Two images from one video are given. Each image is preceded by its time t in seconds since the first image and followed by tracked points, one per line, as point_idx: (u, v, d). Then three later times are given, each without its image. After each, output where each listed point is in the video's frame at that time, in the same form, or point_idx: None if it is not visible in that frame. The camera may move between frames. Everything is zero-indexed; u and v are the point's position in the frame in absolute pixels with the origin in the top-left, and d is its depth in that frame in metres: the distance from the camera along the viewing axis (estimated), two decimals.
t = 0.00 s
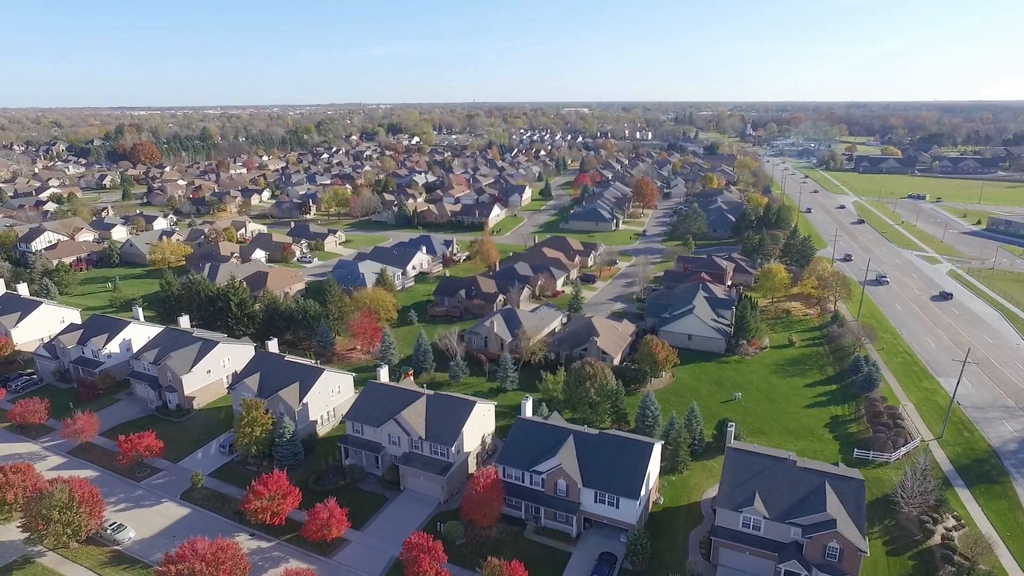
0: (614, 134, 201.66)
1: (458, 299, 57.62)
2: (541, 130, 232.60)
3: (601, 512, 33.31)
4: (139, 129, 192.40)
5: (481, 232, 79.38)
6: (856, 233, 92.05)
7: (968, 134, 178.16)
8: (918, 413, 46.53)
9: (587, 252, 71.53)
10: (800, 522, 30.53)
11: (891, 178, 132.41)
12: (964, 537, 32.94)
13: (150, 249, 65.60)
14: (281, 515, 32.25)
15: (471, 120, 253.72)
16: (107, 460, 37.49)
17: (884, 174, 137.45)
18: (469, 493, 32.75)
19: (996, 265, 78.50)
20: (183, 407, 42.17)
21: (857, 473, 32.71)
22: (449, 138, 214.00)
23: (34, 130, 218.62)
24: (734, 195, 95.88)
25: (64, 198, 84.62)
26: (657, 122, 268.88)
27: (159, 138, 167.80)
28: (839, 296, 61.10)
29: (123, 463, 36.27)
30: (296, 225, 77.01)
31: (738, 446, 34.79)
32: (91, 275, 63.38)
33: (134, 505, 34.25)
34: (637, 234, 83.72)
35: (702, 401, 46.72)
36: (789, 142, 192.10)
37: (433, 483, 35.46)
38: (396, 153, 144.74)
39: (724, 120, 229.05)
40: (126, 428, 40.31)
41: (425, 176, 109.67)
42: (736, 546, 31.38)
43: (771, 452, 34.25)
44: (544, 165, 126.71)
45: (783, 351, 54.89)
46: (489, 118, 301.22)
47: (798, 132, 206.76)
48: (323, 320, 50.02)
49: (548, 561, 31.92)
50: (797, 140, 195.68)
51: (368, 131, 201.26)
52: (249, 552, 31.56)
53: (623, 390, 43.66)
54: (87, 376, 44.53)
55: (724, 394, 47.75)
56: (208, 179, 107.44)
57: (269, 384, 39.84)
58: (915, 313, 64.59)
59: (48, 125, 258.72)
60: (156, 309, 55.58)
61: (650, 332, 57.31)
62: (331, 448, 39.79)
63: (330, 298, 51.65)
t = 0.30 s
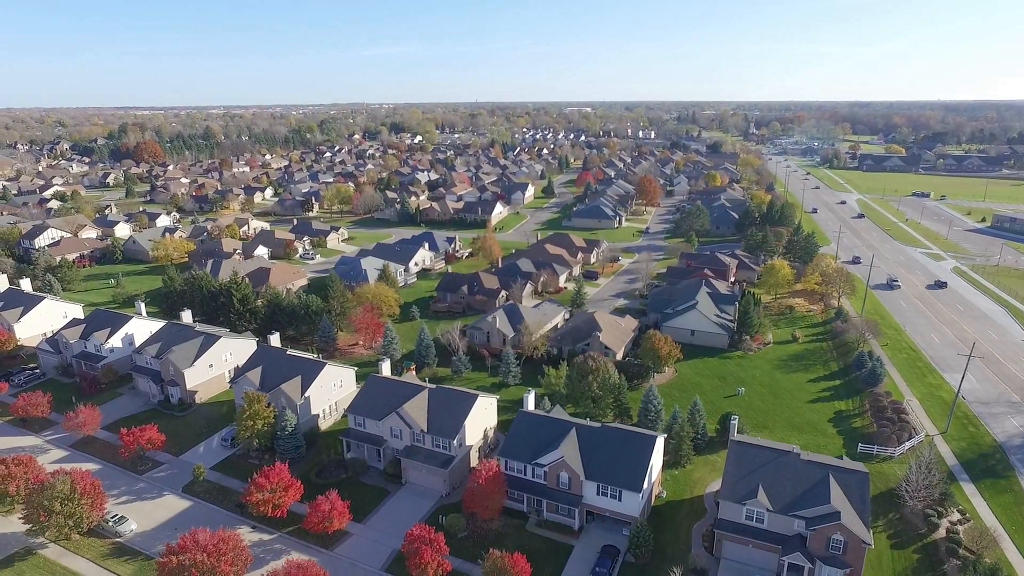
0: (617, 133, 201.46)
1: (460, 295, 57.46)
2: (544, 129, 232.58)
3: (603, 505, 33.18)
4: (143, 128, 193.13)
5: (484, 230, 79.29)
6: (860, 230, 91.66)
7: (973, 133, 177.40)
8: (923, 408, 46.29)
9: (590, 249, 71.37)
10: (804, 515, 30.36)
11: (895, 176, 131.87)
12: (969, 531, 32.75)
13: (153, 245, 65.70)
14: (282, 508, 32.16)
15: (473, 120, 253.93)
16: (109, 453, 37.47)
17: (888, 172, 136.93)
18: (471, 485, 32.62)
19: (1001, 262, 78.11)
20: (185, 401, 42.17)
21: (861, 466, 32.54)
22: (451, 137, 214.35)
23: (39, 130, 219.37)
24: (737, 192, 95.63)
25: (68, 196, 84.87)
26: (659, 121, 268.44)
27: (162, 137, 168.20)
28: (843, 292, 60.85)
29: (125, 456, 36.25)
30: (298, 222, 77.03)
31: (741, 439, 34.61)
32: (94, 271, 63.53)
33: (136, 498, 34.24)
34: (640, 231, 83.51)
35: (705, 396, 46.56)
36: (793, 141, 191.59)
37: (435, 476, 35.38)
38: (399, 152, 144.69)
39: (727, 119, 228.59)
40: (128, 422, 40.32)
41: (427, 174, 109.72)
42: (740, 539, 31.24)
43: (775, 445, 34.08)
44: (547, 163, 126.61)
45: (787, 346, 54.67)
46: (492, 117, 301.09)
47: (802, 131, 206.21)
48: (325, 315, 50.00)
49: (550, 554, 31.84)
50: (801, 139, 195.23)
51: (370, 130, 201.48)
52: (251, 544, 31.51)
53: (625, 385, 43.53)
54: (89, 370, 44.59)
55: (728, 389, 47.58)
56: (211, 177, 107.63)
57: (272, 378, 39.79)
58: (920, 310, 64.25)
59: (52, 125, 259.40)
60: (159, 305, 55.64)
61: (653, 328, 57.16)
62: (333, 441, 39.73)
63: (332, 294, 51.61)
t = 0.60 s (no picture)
0: (619, 132, 201.31)
1: (462, 292, 57.27)
2: (546, 128, 232.71)
3: (606, 498, 33.06)
4: (146, 126, 193.75)
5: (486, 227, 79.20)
6: (864, 228, 91.34)
7: (977, 132, 176.74)
8: (927, 403, 46.06)
9: (592, 246, 71.21)
10: (807, 507, 30.21)
11: (898, 174, 131.48)
12: (974, 524, 32.57)
13: (155, 242, 65.80)
14: (284, 500, 32.09)
15: (475, 119, 254.14)
16: (111, 447, 37.46)
17: (891, 171, 136.51)
18: (473, 478, 32.49)
19: (1006, 259, 77.73)
20: (187, 395, 42.15)
21: (866, 459, 32.35)
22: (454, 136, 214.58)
23: (44, 129, 220.18)
24: (740, 190, 95.37)
25: (71, 194, 85.06)
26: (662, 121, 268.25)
27: (165, 136, 168.59)
28: (846, 288, 60.60)
29: (127, 449, 36.23)
30: (301, 219, 77.08)
31: (744, 432, 34.44)
32: (97, 268, 63.65)
33: (137, 490, 34.22)
34: (643, 229, 83.30)
35: (708, 391, 46.41)
36: (796, 140, 191.19)
37: (437, 469, 35.27)
38: (401, 151, 144.73)
39: (730, 119, 228.25)
40: (130, 416, 40.32)
41: (430, 172, 109.82)
42: (743, 532, 31.11)
43: (778, 438, 33.92)
44: (550, 161, 126.56)
45: (790, 342, 54.46)
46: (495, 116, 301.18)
47: (805, 129, 205.72)
48: (327, 310, 50.00)
49: (552, 548, 31.74)
50: (804, 138, 194.75)
51: (373, 129, 201.72)
52: (252, 537, 31.44)
53: (628, 379, 43.38)
54: (92, 365, 44.63)
55: (731, 384, 47.41)
56: (214, 175, 107.80)
57: (273, 371, 39.72)
58: (924, 306, 63.97)
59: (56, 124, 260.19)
60: (161, 301, 55.68)
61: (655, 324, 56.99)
62: (335, 435, 39.64)
63: (334, 289, 51.58)
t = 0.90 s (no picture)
0: (621, 131, 201.06)
1: (464, 287, 57.10)
2: (548, 127, 232.71)
3: (608, 490, 32.92)
4: (148, 126, 194.30)
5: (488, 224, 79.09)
6: (867, 225, 91.09)
7: (981, 130, 175.99)
8: (932, 398, 45.88)
9: (595, 242, 71.05)
10: (811, 499, 30.09)
11: (901, 172, 131.16)
12: (979, 517, 32.44)
13: (158, 239, 65.88)
14: (285, 493, 31.98)
15: (477, 118, 254.08)
16: (113, 440, 37.42)
17: (894, 169, 136.16)
18: (475, 471, 32.34)
19: (1010, 256, 77.38)
20: (189, 389, 42.10)
21: (870, 452, 32.23)
22: (456, 135, 214.60)
23: (47, 128, 220.70)
24: (743, 187, 95.17)
25: (74, 192, 85.27)
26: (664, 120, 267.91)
27: (168, 135, 168.87)
28: (849, 284, 60.35)
29: (128, 442, 36.16)
30: (303, 217, 77.10)
31: (747, 424, 34.32)
32: (99, 264, 63.74)
33: (139, 483, 34.15)
34: (645, 226, 83.11)
35: (711, 386, 46.26)
36: (799, 139, 190.73)
37: (439, 463, 35.13)
38: (403, 150, 144.81)
39: (733, 118, 227.88)
40: (132, 409, 40.28)
41: (432, 170, 109.81)
42: (747, 524, 31.01)
43: (781, 431, 33.80)
44: (552, 160, 126.50)
45: (793, 337, 54.25)
46: (496, 115, 301.13)
47: (808, 128, 205.20)
48: (329, 306, 49.97)
49: (554, 541, 31.65)
50: (806, 136, 194.36)
51: (375, 129, 201.96)
52: (254, 529, 31.35)
53: (631, 374, 43.22)
54: (94, 359, 44.64)
55: (734, 379, 47.23)
56: (216, 173, 108.01)
57: (275, 365, 39.64)
58: (928, 302, 63.69)
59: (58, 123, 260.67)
60: (164, 297, 55.72)
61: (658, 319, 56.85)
62: (337, 429, 39.55)
63: (336, 284, 51.53)
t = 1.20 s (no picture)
0: (623, 130, 200.83)
1: (466, 283, 56.99)
2: (550, 126, 232.71)
3: (610, 484, 32.81)
4: (151, 125, 194.78)
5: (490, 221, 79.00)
6: (871, 222, 90.80)
7: (985, 129, 175.29)
8: (936, 392, 45.70)
9: (597, 239, 70.90)
10: (815, 492, 30.05)
11: (905, 170, 130.83)
12: (984, 510, 32.34)
13: (160, 236, 65.93)
14: (286, 485, 31.89)
15: (479, 117, 254.01)
16: (114, 434, 37.37)
17: (898, 167, 135.82)
18: (476, 464, 32.23)
19: (1014, 253, 77.08)
20: (190, 384, 42.06)
21: (874, 445, 32.19)
22: (458, 134, 214.59)
23: (51, 127, 221.38)
24: (745, 185, 94.97)
25: (76, 189, 85.40)
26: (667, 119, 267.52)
27: (170, 134, 169.21)
28: (852, 280, 60.15)
29: (130, 436, 36.11)
30: (305, 214, 77.08)
31: (750, 417, 34.26)
32: (101, 261, 63.81)
33: (140, 476, 34.08)
34: (648, 223, 82.96)
35: (714, 381, 46.12)
36: (801, 137, 190.44)
37: (440, 456, 35.01)
38: (405, 148, 144.93)
39: (735, 117, 227.53)
40: (133, 403, 40.25)
41: (434, 169, 109.77)
42: (750, 517, 30.96)
43: (784, 424, 33.74)
44: (554, 158, 126.40)
45: (796, 333, 54.07)
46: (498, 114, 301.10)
47: (811, 126, 204.82)
48: (331, 301, 49.94)
49: (556, 534, 31.56)
50: (809, 135, 194.09)
51: (377, 128, 202.23)
52: (255, 522, 31.27)
53: (633, 368, 43.07)
54: (95, 354, 44.66)
55: (736, 374, 47.07)
56: (218, 172, 108.19)
57: (276, 359, 39.56)
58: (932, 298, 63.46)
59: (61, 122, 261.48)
60: (165, 293, 55.75)
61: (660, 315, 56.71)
62: (338, 423, 39.45)
63: (338, 280, 51.44)
